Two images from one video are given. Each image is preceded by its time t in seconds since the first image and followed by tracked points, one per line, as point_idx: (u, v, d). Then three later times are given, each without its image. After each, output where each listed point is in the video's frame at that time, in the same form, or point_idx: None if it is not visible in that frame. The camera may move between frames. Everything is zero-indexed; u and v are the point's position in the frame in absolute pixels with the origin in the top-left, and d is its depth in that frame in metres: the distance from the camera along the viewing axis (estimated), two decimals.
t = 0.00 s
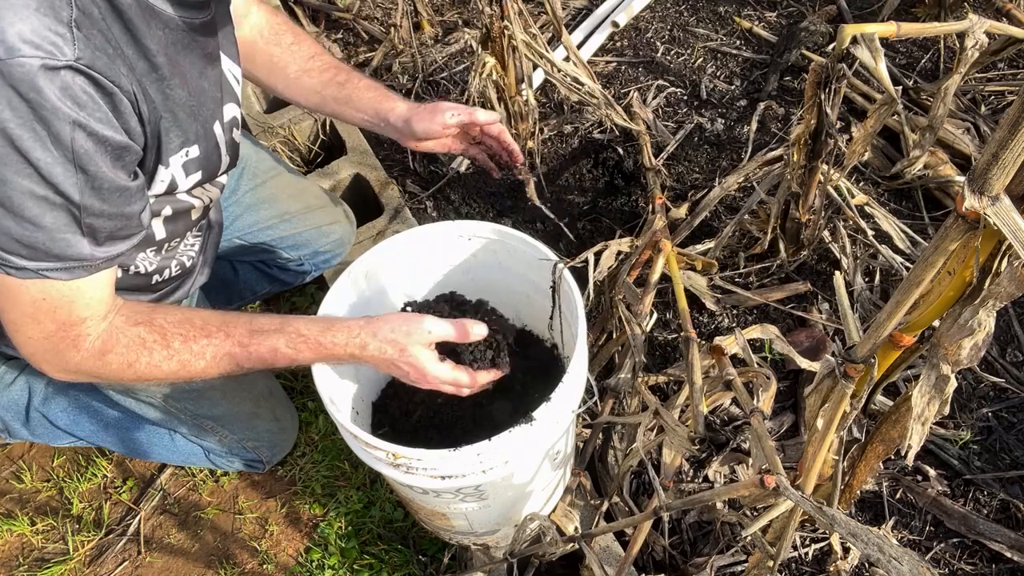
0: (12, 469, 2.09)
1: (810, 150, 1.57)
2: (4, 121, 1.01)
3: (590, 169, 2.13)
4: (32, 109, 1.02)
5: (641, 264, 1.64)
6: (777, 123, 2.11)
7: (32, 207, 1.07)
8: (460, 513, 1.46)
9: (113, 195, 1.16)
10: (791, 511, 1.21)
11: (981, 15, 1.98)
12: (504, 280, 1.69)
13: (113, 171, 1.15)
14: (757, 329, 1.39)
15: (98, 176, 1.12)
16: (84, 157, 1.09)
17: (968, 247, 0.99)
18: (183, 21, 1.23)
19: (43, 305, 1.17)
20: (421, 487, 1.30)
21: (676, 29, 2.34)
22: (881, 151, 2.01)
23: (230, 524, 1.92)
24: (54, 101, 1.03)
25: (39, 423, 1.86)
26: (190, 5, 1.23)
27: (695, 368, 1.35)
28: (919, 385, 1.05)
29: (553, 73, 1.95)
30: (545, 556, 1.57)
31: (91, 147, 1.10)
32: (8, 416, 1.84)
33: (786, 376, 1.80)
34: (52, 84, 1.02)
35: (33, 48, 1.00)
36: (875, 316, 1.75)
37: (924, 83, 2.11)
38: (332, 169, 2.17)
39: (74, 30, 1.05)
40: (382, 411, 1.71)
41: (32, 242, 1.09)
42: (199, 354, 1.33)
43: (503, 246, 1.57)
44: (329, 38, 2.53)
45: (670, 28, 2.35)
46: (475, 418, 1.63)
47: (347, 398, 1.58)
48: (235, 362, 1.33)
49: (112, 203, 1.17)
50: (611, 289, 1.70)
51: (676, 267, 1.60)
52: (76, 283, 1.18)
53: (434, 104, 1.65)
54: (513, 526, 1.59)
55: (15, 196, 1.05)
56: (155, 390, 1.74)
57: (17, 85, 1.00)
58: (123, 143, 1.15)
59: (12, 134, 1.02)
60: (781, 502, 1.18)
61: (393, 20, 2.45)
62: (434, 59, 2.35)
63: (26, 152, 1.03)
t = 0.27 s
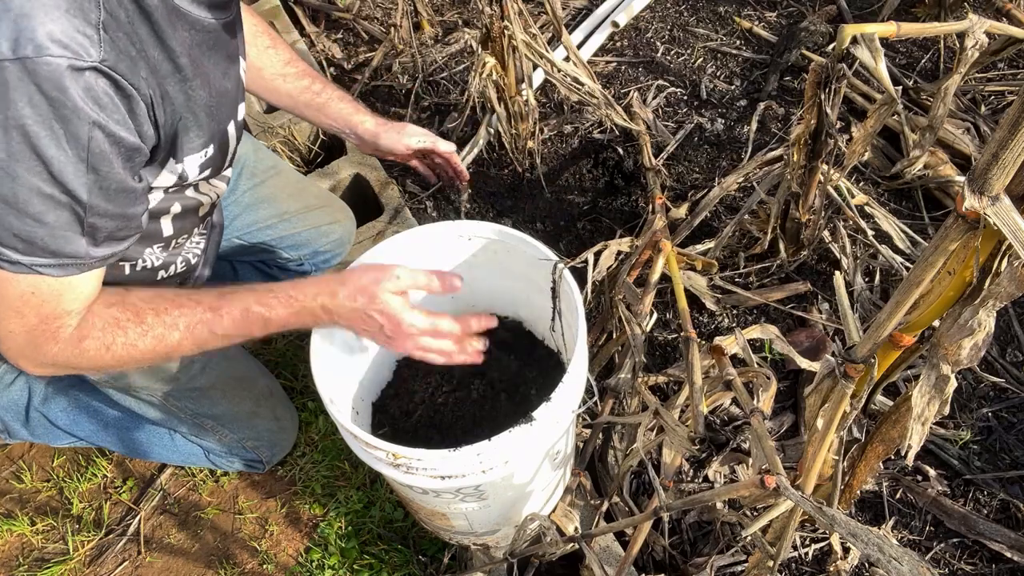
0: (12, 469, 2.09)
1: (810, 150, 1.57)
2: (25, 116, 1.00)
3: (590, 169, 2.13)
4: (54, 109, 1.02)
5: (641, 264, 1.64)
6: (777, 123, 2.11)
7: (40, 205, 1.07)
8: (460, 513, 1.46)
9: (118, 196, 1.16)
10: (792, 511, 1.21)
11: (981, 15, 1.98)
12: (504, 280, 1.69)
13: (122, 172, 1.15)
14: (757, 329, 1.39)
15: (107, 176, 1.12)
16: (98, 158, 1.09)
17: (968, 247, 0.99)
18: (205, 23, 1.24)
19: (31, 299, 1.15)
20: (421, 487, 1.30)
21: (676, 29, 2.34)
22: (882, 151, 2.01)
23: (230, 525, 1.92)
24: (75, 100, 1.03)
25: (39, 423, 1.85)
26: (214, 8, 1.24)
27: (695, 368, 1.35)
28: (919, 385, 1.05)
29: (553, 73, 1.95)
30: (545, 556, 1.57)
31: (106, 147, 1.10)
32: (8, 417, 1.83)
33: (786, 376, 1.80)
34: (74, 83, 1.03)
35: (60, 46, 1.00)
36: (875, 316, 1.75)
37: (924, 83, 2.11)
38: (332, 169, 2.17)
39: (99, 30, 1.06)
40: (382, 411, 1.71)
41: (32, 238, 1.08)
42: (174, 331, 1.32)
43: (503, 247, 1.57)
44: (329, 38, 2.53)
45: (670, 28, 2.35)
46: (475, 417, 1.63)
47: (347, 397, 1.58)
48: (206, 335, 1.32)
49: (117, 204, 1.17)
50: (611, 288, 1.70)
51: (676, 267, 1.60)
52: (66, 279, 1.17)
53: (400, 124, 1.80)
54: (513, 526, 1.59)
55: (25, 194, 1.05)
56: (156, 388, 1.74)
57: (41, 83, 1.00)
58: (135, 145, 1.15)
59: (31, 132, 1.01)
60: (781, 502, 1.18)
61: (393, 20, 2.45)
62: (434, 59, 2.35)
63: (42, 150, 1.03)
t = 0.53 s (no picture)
0: (12, 469, 2.09)
1: (810, 150, 1.57)
2: (143, 113, 1.10)
3: (590, 169, 2.13)
4: (169, 110, 1.12)
5: (641, 264, 1.64)
6: (777, 123, 2.10)
7: (147, 194, 1.17)
8: (460, 513, 1.46)
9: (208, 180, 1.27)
10: (791, 511, 1.21)
11: (981, 15, 1.98)
12: (505, 280, 1.69)
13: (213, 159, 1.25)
14: (756, 329, 1.39)
15: (203, 165, 1.22)
16: (195, 155, 1.20)
17: (968, 247, 0.99)
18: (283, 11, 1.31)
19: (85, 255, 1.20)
20: (422, 487, 1.30)
21: (676, 29, 2.34)
22: (881, 151, 2.01)
23: (229, 524, 1.92)
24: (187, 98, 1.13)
25: (38, 423, 1.87)
26: None
27: (695, 368, 1.35)
28: (919, 385, 1.05)
29: (553, 73, 1.95)
30: (545, 556, 1.57)
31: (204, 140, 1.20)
32: (8, 416, 1.85)
33: (786, 377, 1.80)
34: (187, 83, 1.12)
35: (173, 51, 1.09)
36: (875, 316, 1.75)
37: (924, 83, 2.11)
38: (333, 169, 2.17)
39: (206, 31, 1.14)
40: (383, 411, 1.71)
41: (129, 224, 1.19)
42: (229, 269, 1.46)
43: (504, 247, 1.57)
44: (329, 38, 2.53)
45: (670, 28, 2.35)
46: (476, 416, 1.62)
47: (348, 396, 1.58)
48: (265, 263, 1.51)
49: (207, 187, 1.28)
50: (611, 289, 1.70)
51: (676, 267, 1.60)
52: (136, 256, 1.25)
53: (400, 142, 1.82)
54: (513, 526, 1.59)
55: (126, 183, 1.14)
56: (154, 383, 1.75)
57: (161, 86, 1.09)
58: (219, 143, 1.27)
59: (145, 128, 1.11)
60: (781, 502, 1.18)
61: (393, 21, 2.45)
62: (434, 59, 2.35)
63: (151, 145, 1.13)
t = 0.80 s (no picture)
0: (12, 469, 2.09)
1: (810, 150, 1.57)
2: (269, 117, 1.23)
3: (590, 169, 2.13)
4: (294, 115, 1.25)
5: (641, 264, 1.64)
6: (777, 123, 2.10)
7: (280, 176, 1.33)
8: (460, 513, 1.46)
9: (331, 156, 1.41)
10: (792, 511, 1.21)
11: (982, 14, 1.98)
12: (505, 280, 1.69)
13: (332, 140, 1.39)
14: (756, 329, 1.39)
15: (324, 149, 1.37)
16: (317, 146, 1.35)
17: (968, 247, 0.99)
18: None
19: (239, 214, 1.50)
20: (422, 487, 1.30)
21: (676, 29, 2.34)
22: (882, 151, 2.01)
23: (229, 524, 1.92)
24: (303, 103, 1.25)
25: (38, 423, 1.88)
26: None
27: (695, 368, 1.35)
28: (919, 385, 1.06)
29: (552, 73, 1.95)
30: (544, 556, 1.57)
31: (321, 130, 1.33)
32: (8, 416, 1.87)
33: (786, 377, 1.80)
34: (302, 92, 1.24)
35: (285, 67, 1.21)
36: (875, 316, 1.75)
37: (924, 83, 2.11)
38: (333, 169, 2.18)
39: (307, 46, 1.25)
40: (383, 410, 1.71)
41: (274, 195, 1.35)
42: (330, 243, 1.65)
43: (504, 247, 1.57)
44: (329, 38, 2.53)
45: (670, 28, 2.35)
46: (476, 416, 1.62)
47: (348, 396, 1.58)
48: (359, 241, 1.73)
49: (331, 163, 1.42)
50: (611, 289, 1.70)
51: (676, 267, 1.60)
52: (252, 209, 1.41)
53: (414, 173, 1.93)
54: (513, 525, 1.59)
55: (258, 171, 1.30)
56: (149, 377, 1.74)
57: (285, 93, 1.22)
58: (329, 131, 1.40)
59: (272, 128, 1.25)
60: (781, 502, 1.18)
61: (393, 20, 2.45)
62: (434, 59, 2.34)
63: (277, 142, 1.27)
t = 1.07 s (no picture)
0: (12, 469, 2.09)
1: (810, 150, 1.57)
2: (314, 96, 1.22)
3: (590, 169, 2.13)
4: (338, 94, 1.24)
5: (641, 264, 1.64)
6: (777, 123, 2.10)
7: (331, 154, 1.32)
8: (460, 512, 1.46)
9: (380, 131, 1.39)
10: (791, 511, 1.21)
11: (982, 14, 1.98)
12: (505, 280, 1.69)
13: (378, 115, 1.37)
14: (756, 329, 1.39)
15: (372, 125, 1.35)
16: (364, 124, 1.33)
17: (968, 247, 0.99)
18: None
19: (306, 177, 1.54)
20: (422, 487, 1.30)
21: (676, 29, 2.34)
22: (882, 151, 2.01)
23: (229, 524, 1.92)
24: (344, 78, 1.24)
25: (37, 423, 1.88)
26: None
27: (695, 368, 1.35)
28: (919, 385, 1.06)
29: (552, 73, 1.95)
30: (544, 556, 1.57)
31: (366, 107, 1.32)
32: (8, 417, 1.87)
33: (786, 377, 1.80)
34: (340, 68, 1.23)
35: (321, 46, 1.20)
36: (875, 316, 1.75)
37: (924, 83, 2.11)
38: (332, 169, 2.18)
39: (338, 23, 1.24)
40: (383, 410, 1.71)
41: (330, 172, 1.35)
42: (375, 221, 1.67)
43: (504, 247, 1.57)
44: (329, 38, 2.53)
45: (670, 28, 2.35)
46: (476, 416, 1.62)
47: (348, 396, 1.58)
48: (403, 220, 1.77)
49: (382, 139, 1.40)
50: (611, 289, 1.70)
51: (676, 267, 1.60)
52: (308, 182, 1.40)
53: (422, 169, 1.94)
54: (513, 525, 1.59)
55: (310, 156, 1.30)
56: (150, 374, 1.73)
57: (330, 75, 1.22)
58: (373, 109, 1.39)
59: (321, 114, 1.24)
60: (781, 502, 1.18)
61: (393, 20, 2.45)
62: (434, 59, 2.35)
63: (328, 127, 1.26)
